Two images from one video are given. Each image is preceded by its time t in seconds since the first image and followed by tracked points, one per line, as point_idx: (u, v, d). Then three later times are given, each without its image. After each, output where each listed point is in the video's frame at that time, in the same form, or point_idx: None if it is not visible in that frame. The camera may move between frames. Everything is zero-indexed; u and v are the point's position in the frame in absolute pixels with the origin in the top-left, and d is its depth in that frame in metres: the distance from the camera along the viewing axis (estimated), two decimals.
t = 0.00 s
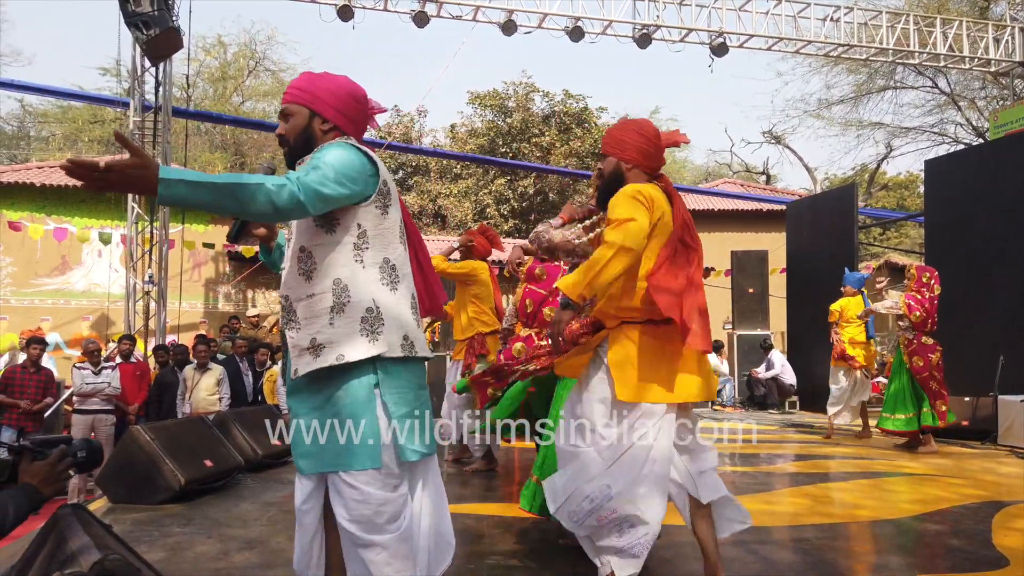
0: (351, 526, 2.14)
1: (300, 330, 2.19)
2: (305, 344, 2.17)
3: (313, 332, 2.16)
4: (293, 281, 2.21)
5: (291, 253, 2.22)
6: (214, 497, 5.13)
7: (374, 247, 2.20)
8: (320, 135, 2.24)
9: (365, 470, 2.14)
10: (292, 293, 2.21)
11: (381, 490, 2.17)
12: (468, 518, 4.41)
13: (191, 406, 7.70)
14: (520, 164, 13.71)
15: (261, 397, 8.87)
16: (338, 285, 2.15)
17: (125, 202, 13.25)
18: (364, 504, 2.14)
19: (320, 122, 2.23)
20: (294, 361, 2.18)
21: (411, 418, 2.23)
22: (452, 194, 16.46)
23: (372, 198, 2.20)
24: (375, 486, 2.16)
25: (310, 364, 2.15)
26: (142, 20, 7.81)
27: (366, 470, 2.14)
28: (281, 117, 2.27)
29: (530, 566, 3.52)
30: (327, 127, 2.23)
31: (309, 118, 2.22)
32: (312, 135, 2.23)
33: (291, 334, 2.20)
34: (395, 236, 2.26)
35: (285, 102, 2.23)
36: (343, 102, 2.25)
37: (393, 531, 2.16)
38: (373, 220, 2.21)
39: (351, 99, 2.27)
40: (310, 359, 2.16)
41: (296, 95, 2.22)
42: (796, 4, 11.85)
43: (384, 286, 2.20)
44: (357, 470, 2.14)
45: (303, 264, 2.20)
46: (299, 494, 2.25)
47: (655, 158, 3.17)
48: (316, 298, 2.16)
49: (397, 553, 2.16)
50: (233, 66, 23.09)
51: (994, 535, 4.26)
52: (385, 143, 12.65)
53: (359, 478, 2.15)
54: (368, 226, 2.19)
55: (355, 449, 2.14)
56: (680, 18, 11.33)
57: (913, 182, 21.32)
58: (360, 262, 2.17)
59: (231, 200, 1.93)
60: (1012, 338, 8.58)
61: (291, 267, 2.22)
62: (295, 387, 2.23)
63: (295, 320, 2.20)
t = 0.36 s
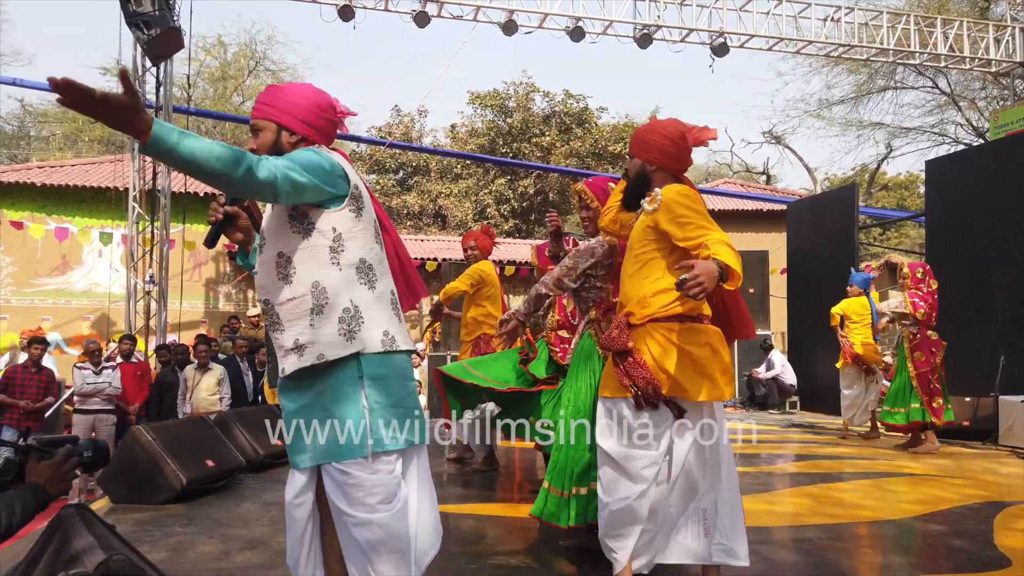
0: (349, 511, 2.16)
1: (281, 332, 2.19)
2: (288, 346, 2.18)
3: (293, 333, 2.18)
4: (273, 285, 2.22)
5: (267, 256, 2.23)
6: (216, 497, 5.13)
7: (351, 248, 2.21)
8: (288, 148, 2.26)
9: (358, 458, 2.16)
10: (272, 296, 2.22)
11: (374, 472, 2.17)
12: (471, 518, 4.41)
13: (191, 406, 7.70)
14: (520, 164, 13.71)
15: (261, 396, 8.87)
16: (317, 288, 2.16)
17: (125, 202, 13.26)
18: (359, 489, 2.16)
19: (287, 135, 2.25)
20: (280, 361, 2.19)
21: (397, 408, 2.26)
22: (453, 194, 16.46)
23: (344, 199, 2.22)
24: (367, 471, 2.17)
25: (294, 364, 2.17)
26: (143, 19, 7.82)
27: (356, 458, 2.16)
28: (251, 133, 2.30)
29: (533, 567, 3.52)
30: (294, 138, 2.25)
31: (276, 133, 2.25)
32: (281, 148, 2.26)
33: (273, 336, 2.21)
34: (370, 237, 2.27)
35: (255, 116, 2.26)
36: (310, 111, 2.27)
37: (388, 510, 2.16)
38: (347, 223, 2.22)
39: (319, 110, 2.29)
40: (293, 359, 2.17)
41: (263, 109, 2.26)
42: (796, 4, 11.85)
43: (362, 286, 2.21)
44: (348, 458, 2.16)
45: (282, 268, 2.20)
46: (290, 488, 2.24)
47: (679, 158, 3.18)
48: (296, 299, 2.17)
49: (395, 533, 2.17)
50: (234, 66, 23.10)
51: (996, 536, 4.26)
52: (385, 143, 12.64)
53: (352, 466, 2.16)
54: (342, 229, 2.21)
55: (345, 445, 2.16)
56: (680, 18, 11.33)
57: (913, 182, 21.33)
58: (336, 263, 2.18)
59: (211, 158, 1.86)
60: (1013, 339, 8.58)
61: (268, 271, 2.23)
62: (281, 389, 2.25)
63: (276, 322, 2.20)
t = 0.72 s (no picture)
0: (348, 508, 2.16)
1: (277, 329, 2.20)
2: (285, 343, 2.18)
3: (291, 331, 2.18)
4: (270, 283, 2.21)
5: (266, 254, 2.22)
6: (217, 497, 5.12)
7: (350, 249, 2.22)
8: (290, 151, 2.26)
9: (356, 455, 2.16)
10: (269, 293, 2.22)
11: (373, 469, 2.18)
12: (473, 518, 4.41)
13: (191, 406, 7.68)
14: (520, 164, 13.70)
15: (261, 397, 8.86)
16: (316, 288, 2.16)
17: (125, 202, 13.24)
18: (357, 485, 2.16)
19: (289, 138, 2.25)
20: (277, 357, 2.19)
21: (393, 408, 2.26)
22: (452, 194, 16.45)
23: (345, 203, 2.22)
24: (366, 469, 2.17)
25: (291, 362, 2.17)
26: (143, 19, 7.81)
27: (354, 456, 2.16)
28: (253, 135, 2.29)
29: (536, 568, 3.52)
30: (296, 142, 2.24)
31: (278, 136, 2.24)
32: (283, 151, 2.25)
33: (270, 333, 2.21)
34: (369, 240, 2.28)
35: (257, 118, 2.26)
36: (312, 116, 2.26)
37: (386, 507, 2.17)
38: (348, 225, 2.22)
39: (321, 115, 2.29)
40: (291, 356, 2.17)
41: (265, 112, 2.25)
42: (796, 4, 11.85)
43: (360, 288, 2.22)
44: (346, 455, 2.15)
45: (281, 266, 2.20)
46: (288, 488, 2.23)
47: (688, 171, 3.05)
48: (293, 297, 2.17)
49: (394, 532, 2.17)
50: (233, 65, 23.08)
51: (997, 536, 4.27)
52: (385, 143, 12.63)
53: (350, 464, 2.16)
54: (342, 230, 2.21)
55: (342, 443, 2.16)
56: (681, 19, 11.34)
57: (912, 183, 21.35)
58: (335, 264, 2.19)
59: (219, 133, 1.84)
60: (1013, 340, 8.59)
61: (266, 271, 2.22)
62: (278, 387, 2.24)
63: (274, 320, 2.20)
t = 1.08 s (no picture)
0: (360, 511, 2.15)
1: (302, 336, 2.19)
2: (310, 349, 2.18)
3: (316, 336, 2.17)
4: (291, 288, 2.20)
5: (288, 261, 2.22)
6: (217, 498, 5.12)
7: (372, 251, 2.22)
8: (305, 147, 2.25)
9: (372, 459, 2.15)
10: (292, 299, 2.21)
11: (385, 475, 2.17)
12: (474, 519, 4.42)
13: (190, 406, 7.68)
14: (519, 166, 13.71)
15: (259, 396, 8.87)
16: (341, 292, 2.17)
17: (123, 202, 13.23)
18: (372, 492, 2.15)
19: (305, 134, 2.24)
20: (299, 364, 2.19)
21: (410, 409, 2.24)
22: (450, 194, 16.44)
23: (367, 207, 2.22)
24: (380, 473, 2.16)
25: (316, 367, 2.17)
26: (141, 19, 7.80)
27: (367, 460, 2.15)
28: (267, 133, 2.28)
29: (538, 568, 3.52)
30: (311, 139, 2.24)
31: (294, 131, 2.23)
32: (299, 147, 2.24)
33: (295, 338, 2.20)
34: (388, 242, 2.28)
35: (273, 115, 2.25)
36: (328, 114, 2.27)
37: (401, 511, 2.16)
38: (370, 227, 2.23)
39: (336, 113, 2.28)
40: (316, 362, 2.17)
41: (284, 108, 2.24)
42: (794, 5, 11.86)
43: (383, 290, 2.23)
44: (360, 458, 2.15)
45: (304, 272, 2.19)
46: (302, 492, 2.23)
47: (699, 166, 3.23)
48: (319, 304, 2.17)
49: (407, 536, 2.16)
50: (230, 65, 23.07)
51: (997, 536, 4.28)
52: (383, 144, 12.62)
53: (364, 467, 2.15)
54: (365, 233, 2.21)
55: (359, 446, 2.15)
56: (679, 19, 11.36)
57: (909, 183, 21.40)
58: (359, 268, 2.19)
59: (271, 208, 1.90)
60: (1011, 341, 8.61)
61: (288, 275, 2.21)
62: (296, 392, 2.23)
63: (296, 325, 2.19)
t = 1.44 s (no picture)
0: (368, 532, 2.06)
1: (338, 343, 2.11)
2: (345, 356, 2.10)
3: (353, 343, 2.10)
4: (326, 293, 2.14)
5: (323, 262, 2.15)
6: (214, 499, 5.11)
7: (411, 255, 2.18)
8: (337, 137, 2.25)
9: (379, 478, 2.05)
10: (325, 302, 2.14)
11: (394, 494, 2.06)
12: (472, 519, 4.41)
13: (186, 407, 7.66)
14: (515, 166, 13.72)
15: (255, 397, 8.85)
16: (381, 296, 2.10)
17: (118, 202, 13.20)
18: (379, 512, 2.04)
19: (339, 124, 2.24)
20: (334, 372, 2.11)
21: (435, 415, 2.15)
22: (446, 194, 16.45)
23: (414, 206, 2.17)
24: (387, 493, 2.06)
25: (352, 377, 2.09)
26: (137, 18, 7.79)
27: (375, 479, 2.06)
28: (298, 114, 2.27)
29: (538, 569, 3.52)
30: (345, 129, 2.24)
31: (328, 119, 2.23)
32: (329, 135, 2.24)
33: (328, 345, 2.12)
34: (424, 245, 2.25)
35: (306, 100, 2.24)
36: (366, 104, 2.25)
37: (407, 534, 2.04)
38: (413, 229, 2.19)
39: (375, 104, 2.27)
40: (352, 371, 2.10)
41: (319, 93, 2.23)
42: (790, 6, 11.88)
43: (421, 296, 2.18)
44: (368, 476, 2.06)
45: (340, 273, 2.12)
46: (318, 499, 2.17)
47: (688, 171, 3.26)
48: (359, 309, 2.10)
49: (417, 559, 2.03)
50: (226, 65, 23.03)
51: (993, 536, 4.30)
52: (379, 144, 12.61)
53: (370, 486, 2.06)
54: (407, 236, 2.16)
55: (367, 450, 2.05)
56: (675, 20, 11.39)
57: (903, 184, 21.48)
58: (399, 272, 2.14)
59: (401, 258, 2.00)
60: (1006, 342, 8.64)
61: (323, 276, 2.14)
62: (322, 397, 2.15)
63: (332, 332, 2.11)
